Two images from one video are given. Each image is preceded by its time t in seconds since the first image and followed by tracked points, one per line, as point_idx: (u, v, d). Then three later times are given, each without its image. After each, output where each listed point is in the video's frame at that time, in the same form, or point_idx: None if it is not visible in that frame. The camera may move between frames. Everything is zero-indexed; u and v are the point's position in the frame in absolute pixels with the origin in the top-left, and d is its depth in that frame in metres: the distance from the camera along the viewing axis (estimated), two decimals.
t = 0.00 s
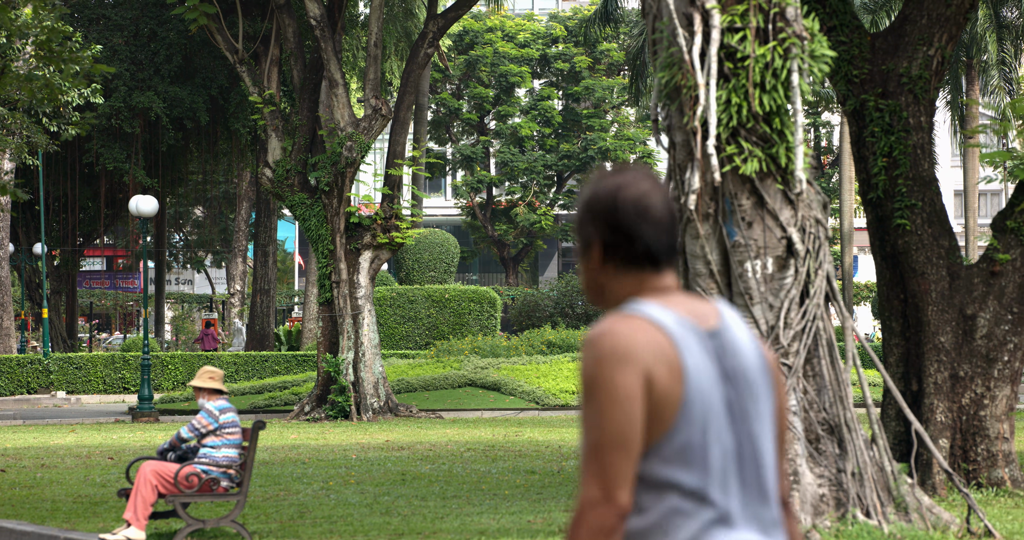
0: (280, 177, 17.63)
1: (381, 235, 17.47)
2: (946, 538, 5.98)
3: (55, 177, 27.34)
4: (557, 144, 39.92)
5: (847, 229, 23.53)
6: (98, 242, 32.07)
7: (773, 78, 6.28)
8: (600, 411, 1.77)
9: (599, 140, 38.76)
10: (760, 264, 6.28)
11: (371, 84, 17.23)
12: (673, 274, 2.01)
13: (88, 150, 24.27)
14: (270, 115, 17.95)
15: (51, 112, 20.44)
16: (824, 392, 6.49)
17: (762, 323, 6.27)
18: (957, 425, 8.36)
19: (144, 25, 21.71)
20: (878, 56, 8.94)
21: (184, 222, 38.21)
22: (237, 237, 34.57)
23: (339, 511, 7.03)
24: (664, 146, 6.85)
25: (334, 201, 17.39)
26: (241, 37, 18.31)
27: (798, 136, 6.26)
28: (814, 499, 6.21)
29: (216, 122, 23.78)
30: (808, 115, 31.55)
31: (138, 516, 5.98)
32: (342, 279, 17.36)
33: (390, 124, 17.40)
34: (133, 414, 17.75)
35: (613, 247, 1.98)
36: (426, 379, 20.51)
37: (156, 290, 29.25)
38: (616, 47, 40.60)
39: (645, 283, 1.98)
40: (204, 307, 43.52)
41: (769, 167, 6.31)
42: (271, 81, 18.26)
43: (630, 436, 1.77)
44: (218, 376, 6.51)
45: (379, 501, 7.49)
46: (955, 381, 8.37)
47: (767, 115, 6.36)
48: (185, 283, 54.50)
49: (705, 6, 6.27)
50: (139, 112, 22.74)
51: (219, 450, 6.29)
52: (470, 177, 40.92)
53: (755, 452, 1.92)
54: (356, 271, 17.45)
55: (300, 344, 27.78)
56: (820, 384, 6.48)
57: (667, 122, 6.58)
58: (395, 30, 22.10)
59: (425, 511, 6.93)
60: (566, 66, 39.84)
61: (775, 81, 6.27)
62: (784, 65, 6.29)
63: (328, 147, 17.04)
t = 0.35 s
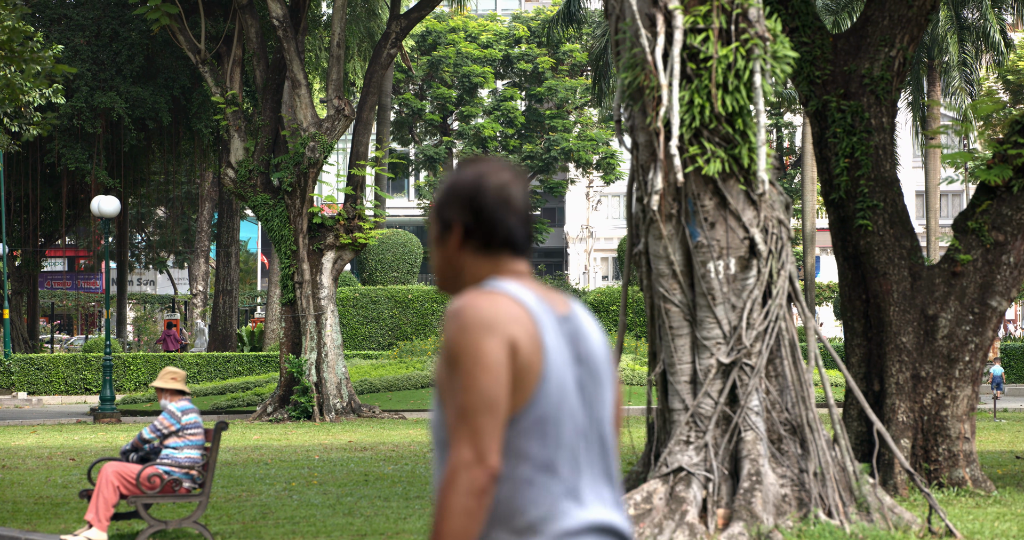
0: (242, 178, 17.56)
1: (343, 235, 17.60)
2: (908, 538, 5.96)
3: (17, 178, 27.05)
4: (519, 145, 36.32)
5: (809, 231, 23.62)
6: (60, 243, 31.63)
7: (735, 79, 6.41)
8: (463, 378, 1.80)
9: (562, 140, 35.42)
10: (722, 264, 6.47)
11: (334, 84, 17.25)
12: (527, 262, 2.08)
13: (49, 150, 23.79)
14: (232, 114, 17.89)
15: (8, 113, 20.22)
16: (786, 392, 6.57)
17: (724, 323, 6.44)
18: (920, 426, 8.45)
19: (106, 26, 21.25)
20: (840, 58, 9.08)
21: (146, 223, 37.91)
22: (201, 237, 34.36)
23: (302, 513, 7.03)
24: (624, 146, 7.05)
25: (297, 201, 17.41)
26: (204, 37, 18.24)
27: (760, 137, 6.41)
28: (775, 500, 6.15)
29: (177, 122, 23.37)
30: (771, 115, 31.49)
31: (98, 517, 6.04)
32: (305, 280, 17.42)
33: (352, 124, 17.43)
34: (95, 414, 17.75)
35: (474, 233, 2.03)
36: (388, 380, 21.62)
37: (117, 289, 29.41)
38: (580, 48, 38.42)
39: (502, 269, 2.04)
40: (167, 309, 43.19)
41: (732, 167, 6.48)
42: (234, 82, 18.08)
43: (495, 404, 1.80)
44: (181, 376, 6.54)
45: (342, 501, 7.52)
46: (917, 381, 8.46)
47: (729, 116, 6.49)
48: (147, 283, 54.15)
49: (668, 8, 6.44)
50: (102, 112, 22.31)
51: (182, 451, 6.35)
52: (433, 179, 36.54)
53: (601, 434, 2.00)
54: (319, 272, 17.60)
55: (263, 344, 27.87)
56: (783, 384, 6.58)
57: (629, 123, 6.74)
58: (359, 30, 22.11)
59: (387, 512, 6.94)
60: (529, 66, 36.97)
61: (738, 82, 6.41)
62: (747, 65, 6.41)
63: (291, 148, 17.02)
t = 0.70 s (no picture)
0: (206, 178, 17.59)
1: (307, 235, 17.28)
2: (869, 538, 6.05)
3: None
4: (483, 146, 39.58)
5: (773, 230, 23.79)
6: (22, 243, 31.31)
7: (699, 79, 6.43)
8: (318, 389, 1.90)
9: (524, 141, 38.63)
10: (686, 264, 6.52)
11: (297, 85, 17.37)
12: (385, 271, 2.23)
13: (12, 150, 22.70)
14: (197, 115, 17.91)
15: None
16: (749, 393, 6.62)
17: (688, 324, 6.49)
18: (880, 425, 8.62)
19: (68, 26, 20.73)
20: (803, 59, 9.14)
21: (108, 224, 37.63)
22: (165, 238, 34.15)
23: (268, 513, 7.24)
24: (589, 147, 7.08)
25: (260, 201, 17.41)
26: (168, 37, 18.25)
27: (724, 138, 6.43)
28: (738, 500, 6.19)
29: (140, 122, 22.66)
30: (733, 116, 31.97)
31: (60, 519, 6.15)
32: (268, 280, 17.41)
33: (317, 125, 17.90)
34: (56, 416, 17.89)
35: (336, 244, 2.16)
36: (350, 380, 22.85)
37: (80, 291, 29.32)
38: (541, 49, 40.61)
39: (360, 279, 2.17)
40: (128, 309, 42.85)
41: (695, 169, 6.50)
42: (197, 82, 18.17)
43: (346, 413, 1.90)
44: (143, 376, 6.57)
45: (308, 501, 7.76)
46: (879, 381, 8.62)
47: (692, 117, 6.50)
48: (109, 284, 53.68)
49: (632, 9, 6.44)
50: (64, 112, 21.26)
51: (145, 452, 6.45)
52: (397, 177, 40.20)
53: (454, 440, 2.13)
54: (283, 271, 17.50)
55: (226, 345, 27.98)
56: (746, 384, 6.63)
57: (593, 124, 6.75)
58: (322, 30, 22.27)
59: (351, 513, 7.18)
60: (492, 67, 39.34)
61: (702, 83, 6.43)
62: (710, 66, 6.44)
63: (255, 148, 17.01)
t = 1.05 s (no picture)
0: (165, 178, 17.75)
1: (267, 236, 18.13)
2: (829, 538, 6.08)
3: None
4: (444, 146, 39.72)
5: (732, 230, 23.90)
6: None
7: (660, 80, 6.44)
8: (129, 411, 1.95)
9: (486, 141, 38.76)
10: (647, 265, 6.58)
11: (257, 85, 17.57)
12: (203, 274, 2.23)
13: None
14: (156, 115, 18.15)
15: None
16: (710, 393, 6.70)
17: (648, 324, 6.54)
18: (840, 425, 8.71)
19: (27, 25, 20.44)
20: (763, 60, 9.21)
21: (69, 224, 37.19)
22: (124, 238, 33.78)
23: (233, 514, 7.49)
24: (550, 147, 7.06)
25: (220, 202, 17.56)
26: (128, 37, 18.34)
27: (685, 139, 6.47)
28: (699, 500, 6.23)
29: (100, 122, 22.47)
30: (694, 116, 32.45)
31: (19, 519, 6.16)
32: (229, 280, 17.83)
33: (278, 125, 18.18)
34: (14, 417, 17.98)
35: (149, 245, 2.16)
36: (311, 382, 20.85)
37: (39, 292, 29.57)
38: (503, 50, 40.79)
39: (176, 283, 2.18)
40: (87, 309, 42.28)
41: (656, 169, 6.53)
42: (157, 81, 18.32)
43: (157, 436, 1.95)
44: (103, 377, 6.59)
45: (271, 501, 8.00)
46: (839, 381, 8.71)
47: (654, 118, 6.51)
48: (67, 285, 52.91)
49: (593, 10, 6.45)
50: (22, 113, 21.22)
51: (104, 453, 6.57)
52: (357, 178, 40.13)
53: (282, 449, 2.17)
54: (243, 272, 18.16)
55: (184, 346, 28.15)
56: (707, 384, 6.71)
57: (554, 124, 6.76)
58: (283, 31, 22.35)
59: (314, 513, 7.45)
60: (453, 67, 39.36)
61: (663, 83, 6.44)
62: (671, 67, 6.43)
63: (215, 148, 17.14)
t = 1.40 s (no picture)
0: (122, 178, 17.67)
1: (224, 236, 18.09)
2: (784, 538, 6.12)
3: None
4: (401, 146, 39.90)
5: (690, 231, 23.92)
6: None
7: (617, 80, 6.42)
8: None
9: (444, 141, 38.98)
10: (604, 265, 6.68)
11: (215, 85, 17.55)
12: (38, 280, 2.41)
13: None
14: (112, 115, 17.95)
15: None
16: (666, 393, 6.81)
17: (606, 325, 6.67)
18: (797, 425, 8.74)
19: None
20: (720, 60, 9.25)
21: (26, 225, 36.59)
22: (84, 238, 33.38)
23: (183, 515, 7.49)
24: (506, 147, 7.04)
25: (177, 202, 17.63)
26: (83, 37, 18.19)
27: (642, 139, 6.46)
28: (655, 500, 6.27)
29: (55, 121, 21.91)
30: (652, 116, 32.62)
31: None
32: (186, 281, 17.62)
33: (236, 125, 18.12)
34: None
35: None
36: (270, 381, 20.83)
37: None
38: (459, 50, 41.16)
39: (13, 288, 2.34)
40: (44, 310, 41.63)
41: (613, 169, 6.57)
42: (113, 81, 18.18)
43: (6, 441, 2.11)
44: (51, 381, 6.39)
45: (220, 503, 8.01)
46: (796, 381, 8.75)
47: (611, 118, 6.49)
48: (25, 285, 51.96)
49: (550, 9, 6.46)
50: None
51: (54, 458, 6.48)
52: (314, 178, 40.32)
53: (121, 452, 2.46)
54: (200, 273, 17.99)
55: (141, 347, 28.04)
56: (663, 385, 6.80)
57: (512, 124, 6.73)
58: (240, 30, 22.29)
59: (269, 514, 7.48)
60: (412, 67, 39.54)
61: (620, 84, 6.42)
62: (628, 67, 6.41)
63: (172, 148, 17.27)
